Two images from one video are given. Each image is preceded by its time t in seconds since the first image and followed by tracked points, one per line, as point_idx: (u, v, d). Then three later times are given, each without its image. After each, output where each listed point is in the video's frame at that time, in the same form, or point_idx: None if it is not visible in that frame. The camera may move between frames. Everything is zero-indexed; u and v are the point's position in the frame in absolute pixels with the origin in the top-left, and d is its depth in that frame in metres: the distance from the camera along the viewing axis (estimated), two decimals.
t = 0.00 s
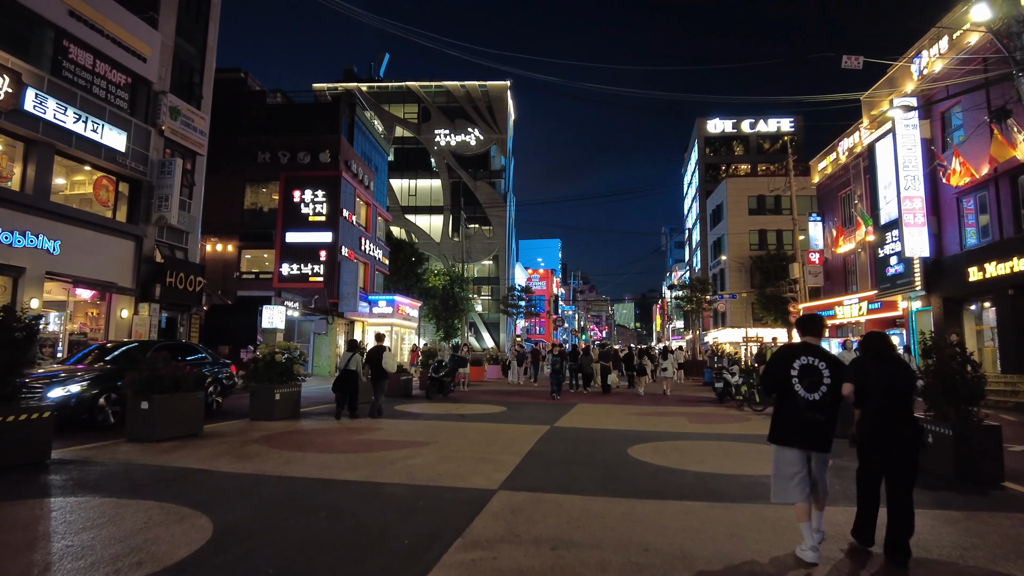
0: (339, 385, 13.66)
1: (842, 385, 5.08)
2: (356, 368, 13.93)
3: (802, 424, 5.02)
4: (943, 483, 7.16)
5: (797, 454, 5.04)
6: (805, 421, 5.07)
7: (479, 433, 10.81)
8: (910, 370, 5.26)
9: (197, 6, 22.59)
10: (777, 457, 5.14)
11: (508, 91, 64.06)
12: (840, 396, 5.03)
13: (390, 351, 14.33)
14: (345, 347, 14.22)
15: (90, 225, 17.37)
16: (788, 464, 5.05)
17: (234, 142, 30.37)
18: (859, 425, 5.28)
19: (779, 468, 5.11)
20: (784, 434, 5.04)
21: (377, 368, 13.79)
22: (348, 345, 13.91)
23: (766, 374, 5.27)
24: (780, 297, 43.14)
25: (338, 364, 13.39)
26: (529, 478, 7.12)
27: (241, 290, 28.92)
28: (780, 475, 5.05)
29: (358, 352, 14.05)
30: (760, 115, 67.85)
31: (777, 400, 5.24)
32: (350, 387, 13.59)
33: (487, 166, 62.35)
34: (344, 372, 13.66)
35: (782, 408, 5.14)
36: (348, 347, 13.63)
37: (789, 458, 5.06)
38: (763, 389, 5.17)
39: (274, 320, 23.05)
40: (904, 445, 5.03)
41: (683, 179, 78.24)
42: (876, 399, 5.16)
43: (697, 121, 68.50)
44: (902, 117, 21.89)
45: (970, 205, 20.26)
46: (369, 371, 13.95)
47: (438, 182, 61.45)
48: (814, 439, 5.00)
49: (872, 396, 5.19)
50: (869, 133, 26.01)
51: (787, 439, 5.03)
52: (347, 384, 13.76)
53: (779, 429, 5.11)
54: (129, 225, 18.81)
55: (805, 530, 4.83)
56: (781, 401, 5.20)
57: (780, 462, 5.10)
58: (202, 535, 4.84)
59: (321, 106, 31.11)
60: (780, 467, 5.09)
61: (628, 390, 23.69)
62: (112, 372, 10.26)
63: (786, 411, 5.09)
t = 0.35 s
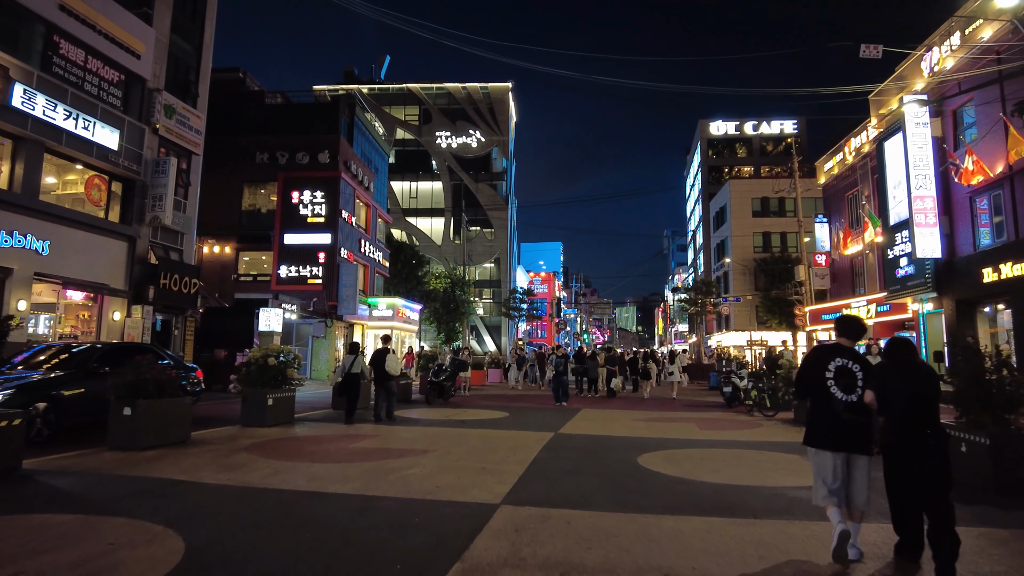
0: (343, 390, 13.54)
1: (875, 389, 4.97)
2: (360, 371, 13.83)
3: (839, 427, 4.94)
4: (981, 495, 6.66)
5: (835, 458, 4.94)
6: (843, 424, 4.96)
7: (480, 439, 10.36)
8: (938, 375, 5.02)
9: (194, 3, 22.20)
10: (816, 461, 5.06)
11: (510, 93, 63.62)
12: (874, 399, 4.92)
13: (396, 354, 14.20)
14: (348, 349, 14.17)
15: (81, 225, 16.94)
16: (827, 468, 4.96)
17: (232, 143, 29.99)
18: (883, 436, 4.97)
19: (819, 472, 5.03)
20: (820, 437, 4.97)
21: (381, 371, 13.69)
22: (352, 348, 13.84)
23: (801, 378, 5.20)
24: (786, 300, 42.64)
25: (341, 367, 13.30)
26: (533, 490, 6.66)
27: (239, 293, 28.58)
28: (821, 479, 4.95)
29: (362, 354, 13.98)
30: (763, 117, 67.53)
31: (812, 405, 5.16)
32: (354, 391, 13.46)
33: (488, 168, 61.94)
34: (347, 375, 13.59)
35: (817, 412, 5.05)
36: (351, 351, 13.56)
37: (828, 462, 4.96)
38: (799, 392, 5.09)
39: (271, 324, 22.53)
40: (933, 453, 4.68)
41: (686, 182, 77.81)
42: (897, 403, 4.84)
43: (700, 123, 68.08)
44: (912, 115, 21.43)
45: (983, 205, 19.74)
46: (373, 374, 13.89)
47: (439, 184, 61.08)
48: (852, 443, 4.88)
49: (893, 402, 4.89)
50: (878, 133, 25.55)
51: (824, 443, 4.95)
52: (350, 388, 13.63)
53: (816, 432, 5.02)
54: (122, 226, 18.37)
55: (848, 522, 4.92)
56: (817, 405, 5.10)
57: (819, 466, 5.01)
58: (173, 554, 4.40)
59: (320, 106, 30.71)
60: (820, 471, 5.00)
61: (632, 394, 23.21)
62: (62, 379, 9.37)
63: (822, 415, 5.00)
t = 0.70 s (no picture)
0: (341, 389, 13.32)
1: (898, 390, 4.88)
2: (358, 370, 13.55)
3: (862, 431, 4.92)
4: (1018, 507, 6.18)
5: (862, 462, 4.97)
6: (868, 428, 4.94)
7: (478, 444, 9.93)
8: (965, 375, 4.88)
9: None
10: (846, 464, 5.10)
11: (510, 93, 63.18)
12: (900, 400, 4.84)
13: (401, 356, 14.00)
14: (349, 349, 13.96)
15: (69, 223, 16.47)
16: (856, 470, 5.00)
17: (227, 141, 29.55)
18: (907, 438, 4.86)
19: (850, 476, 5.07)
20: (846, 442, 5.00)
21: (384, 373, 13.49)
22: (352, 348, 13.62)
23: (824, 382, 5.22)
24: (788, 301, 42.17)
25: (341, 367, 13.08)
26: (535, 501, 6.21)
27: (234, 293, 28.19)
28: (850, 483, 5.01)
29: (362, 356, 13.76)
30: (764, 118, 67.20)
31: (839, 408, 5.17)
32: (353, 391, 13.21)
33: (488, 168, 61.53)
34: (347, 376, 13.35)
35: (842, 416, 5.08)
36: (348, 350, 13.28)
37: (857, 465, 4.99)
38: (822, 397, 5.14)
39: (265, 323, 22.41)
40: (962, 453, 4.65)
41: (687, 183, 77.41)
42: (923, 404, 4.75)
43: (701, 123, 67.69)
44: (919, 112, 21.05)
45: (993, 203, 19.28)
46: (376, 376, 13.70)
47: (438, 184, 60.65)
48: (875, 446, 4.86)
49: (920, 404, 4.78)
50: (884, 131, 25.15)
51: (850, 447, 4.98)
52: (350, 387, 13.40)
53: (842, 436, 5.05)
54: (113, 224, 17.92)
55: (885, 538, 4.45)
56: (841, 410, 5.11)
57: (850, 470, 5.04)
58: None
59: (317, 104, 30.27)
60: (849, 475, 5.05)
61: (634, 396, 22.78)
62: None
63: (846, 420, 5.03)
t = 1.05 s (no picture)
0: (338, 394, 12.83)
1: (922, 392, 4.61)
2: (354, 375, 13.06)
3: (884, 434, 4.64)
4: None
5: (878, 466, 4.69)
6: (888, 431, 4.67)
7: (474, 451, 9.43)
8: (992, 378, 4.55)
9: None
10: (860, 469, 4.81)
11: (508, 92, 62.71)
12: (924, 401, 4.57)
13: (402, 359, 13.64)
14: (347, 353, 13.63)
15: (55, 221, 15.96)
16: (871, 474, 4.70)
17: (221, 139, 29.05)
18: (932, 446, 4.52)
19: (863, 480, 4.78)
20: (862, 444, 4.71)
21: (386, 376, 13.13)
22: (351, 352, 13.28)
23: (841, 383, 4.94)
24: (791, 302, 41.70)
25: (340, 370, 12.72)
26: (535, 518, 5.73)
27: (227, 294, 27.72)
28: (864, 488, 4.70)
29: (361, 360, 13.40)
30: (764, 118, 66.77)
31: (855, 409, 4.90)
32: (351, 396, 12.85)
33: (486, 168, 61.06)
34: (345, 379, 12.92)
35: (859, 417, 4.80)
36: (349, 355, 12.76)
37: (872, 468, 4.70)
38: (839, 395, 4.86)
39: (257, 325, 21.79)
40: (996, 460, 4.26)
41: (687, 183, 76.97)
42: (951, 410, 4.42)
43: (701, 124, 67.27)
44: (927, 108, 20.58)
45: (1003, 201, 18.78)
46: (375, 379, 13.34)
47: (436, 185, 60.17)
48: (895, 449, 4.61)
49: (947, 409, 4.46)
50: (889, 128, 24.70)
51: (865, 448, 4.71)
52: (347, 392, 12.97)
53: (858, 437, 4.78)
54: (101, 223, 17.41)
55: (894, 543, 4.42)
56: (859, 412, 4.82)
57: (864, 475, 4.74)
58: None
59: (312, 102, 29.77)
60: (862, 480, 4.75)
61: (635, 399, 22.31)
62: None
63: (863, 420, 4.74)
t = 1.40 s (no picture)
0: (339, 397, 12.83)
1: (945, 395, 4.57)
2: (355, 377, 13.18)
3: (910, 440, 4.51)
4: None
5: (902, 472, 4.55)
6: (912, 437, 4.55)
7: (469, 459, 8.98)
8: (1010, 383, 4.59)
9: None
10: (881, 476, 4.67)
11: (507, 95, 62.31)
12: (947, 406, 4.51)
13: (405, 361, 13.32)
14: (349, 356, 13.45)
15: (41, 221, 15.50)
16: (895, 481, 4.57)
17: (215, 140, 28.64)
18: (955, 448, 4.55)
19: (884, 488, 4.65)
20: (887, 450, 4.58)
21: (387, 379, 12.93)
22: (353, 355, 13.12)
23: (863, 388, 4.81)
24: (794, 305, 41.20)
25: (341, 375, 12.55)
26: (533, 535, 5.29)
27: (221, 297, 27.30)
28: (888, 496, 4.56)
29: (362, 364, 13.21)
30: (764, 120, 66.45)
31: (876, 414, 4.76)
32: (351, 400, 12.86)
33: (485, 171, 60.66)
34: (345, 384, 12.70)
35: (881, 423, 4.66)
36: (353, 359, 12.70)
37: (896, 475, 4.57)
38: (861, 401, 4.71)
39: (249, 328, 21.17)
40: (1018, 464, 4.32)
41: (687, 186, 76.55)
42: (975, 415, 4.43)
43: (701, 126, 66.92)
44: (935, 105, 20.13)
45: (1014, 200, 18.31)
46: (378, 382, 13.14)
47: (435, 188, 59.80)
48: (922, 454, 4.50)
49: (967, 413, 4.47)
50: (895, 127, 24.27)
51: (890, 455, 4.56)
52: (347, 395, 13.03)
53: (880, 443, 4.64)
54: (88, 223, 16.94)
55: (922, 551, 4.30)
56: (881, 418, 4.69)
57: (887, 482, 4.60)
58: None
59: (307, 102, 29.38)
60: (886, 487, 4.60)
61: (637, 404, 21.84)
62: None
63: (887, 427, 4.61)
